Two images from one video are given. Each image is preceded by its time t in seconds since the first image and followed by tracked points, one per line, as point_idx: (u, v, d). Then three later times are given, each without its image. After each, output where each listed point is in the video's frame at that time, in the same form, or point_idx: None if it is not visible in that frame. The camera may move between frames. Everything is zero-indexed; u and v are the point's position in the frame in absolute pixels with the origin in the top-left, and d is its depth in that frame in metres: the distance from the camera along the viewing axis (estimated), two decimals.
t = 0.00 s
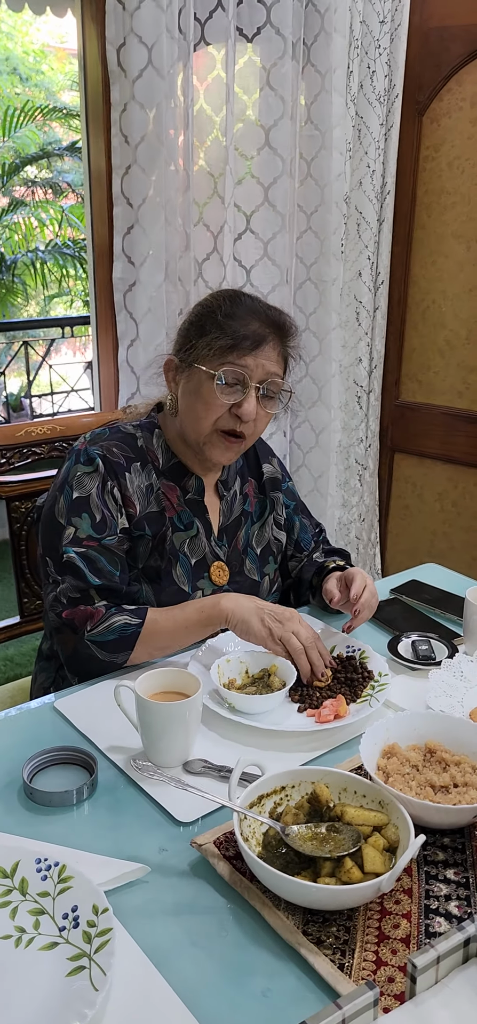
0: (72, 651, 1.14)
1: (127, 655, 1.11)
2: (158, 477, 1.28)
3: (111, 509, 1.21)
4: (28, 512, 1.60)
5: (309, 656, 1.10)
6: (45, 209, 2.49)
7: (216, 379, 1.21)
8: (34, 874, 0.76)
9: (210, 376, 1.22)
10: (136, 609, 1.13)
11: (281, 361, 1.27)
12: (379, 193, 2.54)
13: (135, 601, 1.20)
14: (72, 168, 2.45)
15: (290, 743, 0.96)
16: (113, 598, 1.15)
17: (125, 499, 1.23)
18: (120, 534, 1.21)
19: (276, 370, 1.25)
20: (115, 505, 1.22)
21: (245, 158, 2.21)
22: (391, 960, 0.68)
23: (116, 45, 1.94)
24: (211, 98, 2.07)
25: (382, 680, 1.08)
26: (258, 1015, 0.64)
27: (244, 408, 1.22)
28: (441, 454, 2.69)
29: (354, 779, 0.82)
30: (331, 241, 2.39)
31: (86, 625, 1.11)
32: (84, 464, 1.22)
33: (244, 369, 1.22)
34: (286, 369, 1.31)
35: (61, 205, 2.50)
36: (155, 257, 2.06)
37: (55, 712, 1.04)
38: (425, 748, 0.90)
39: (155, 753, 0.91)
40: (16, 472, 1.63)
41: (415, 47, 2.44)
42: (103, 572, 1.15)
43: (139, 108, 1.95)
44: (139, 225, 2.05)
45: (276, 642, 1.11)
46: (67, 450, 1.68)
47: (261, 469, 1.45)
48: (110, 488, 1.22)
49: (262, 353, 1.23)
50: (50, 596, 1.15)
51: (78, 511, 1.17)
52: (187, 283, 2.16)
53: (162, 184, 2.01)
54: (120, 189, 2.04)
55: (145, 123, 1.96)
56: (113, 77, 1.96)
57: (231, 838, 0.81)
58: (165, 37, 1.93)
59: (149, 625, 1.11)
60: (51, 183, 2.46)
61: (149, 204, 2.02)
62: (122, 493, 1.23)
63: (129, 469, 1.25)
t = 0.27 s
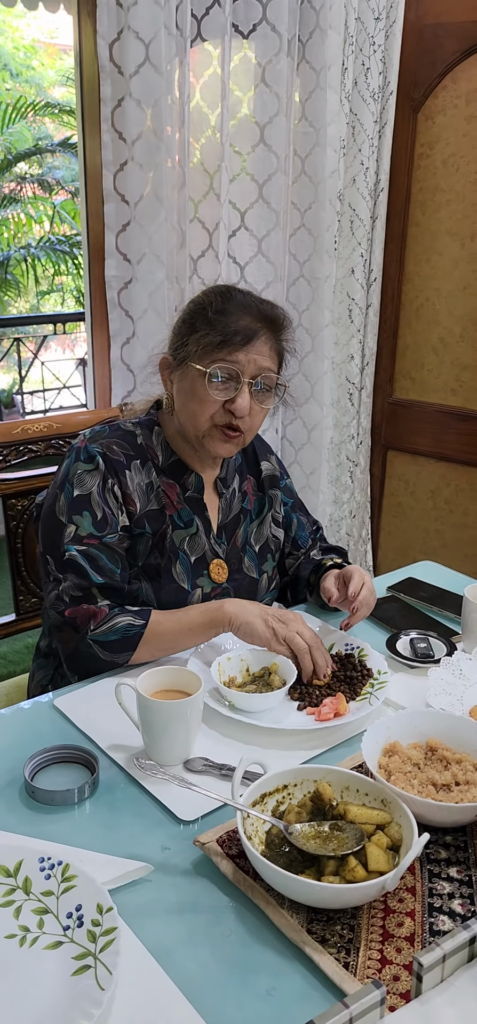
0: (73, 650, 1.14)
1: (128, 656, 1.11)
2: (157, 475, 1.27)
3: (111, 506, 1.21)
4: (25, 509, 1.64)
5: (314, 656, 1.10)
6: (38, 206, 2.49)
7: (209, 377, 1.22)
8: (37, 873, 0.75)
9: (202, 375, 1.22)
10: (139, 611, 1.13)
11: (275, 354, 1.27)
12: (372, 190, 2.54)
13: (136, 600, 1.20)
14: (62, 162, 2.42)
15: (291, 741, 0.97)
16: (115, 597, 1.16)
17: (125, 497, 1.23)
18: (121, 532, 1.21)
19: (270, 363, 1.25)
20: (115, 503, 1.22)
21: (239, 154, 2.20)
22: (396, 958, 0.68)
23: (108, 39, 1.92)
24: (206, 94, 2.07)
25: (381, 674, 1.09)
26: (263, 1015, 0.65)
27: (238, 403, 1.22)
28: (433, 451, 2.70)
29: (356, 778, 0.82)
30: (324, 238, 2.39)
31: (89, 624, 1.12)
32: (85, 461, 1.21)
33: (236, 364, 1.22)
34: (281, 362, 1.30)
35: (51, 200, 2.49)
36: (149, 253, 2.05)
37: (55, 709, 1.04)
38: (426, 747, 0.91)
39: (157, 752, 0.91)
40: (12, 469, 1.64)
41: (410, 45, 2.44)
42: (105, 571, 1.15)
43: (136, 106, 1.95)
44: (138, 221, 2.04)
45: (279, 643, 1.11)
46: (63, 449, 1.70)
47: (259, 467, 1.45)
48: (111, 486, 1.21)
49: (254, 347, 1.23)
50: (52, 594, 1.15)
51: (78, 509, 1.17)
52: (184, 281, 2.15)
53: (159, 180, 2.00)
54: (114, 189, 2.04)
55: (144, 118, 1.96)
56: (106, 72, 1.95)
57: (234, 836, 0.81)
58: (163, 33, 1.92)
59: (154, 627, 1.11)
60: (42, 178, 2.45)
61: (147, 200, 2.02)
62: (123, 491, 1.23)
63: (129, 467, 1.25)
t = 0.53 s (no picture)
0: (73, 648, 1.13)
1: (129, 655, 1.10)
2: (154, 472, 1.27)
3: (109, 503, 1.21)
4: (20, 506, 1.64)
5: (314, 655, 1.10)
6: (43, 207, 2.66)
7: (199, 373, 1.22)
8: (34, 871, 0.75)
9: (192, 371, 1.22)
10: (140, 608, 1.14)
11: (266, 347, 1.27)
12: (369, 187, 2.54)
13: (134, 598, 1.22)
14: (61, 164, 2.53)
15: (289, 739, 0.96)
16: (115, 593, 1.16)
17: (122, 494, 1.23)
18: (119, 529, 1.21)
19: (261, 357, 1.24)
20: (113, 500, 1.22)
21: (235, 151, 2.20)
22: (394, 955, 0.68)
23: (100, 34, 1.88)
24: (203, 90, 2.06)
25: (379, 672, 1.10)
26: (261, 1013, 0.64)
27: (228, 398, 1.22)
28: (430, 448, 2.70)
29: (354, 774, 0.82)
30: (320, 235, 2.39)
31: (91, 621, 1.12)
32: (81, 459, 1.21)
33: (226, 359, 1.22)
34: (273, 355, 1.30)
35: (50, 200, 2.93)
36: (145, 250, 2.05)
37: (52, 707, 1.04)
38: (424, 744, 0.91)
39: (154, 749, 0.91)
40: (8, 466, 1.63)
41: (407, 41, 2.43)
42: (103, 568, 1.15)
43: (130, 102, 1.93)
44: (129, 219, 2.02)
45: (285, 639, 1.11)
46: (60, 446, 1.69)
47: (257, 464, 1.45)
48: (108, 483, 1.21)
49: (244, 340, 1.23)
50: (52, 592, 1.15)
51: (76, 506, 1.17)
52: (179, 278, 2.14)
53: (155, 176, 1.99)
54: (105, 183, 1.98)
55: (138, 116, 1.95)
56: (96, 67, 1.90)
57: (232, 833, 0.81)
58: (158, 28, 1.91)
59: (157, 626, 1.11)
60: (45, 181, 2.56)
61: (140, 198, 2.01)
62: (119, 488, 1.23)
63: (126, 464, 1.25)
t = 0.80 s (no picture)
0: (77, 646, 1.13)
1: (134, 654, 1.10)
2: (153, 470, 1.27)
3: (109, 501, 1.21)
4: (21, 504, 1.67)
5: (318, 654, 1.11)
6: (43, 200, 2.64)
7: (194, 373, 1.22)
8: (34, 867, 0.76)
9: (188, 370, 1.22)
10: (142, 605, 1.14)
11: (262, 343, 1.27)
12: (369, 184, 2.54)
13: (136, 596, 1.22)
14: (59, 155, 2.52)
15: (288, 736, 0.97)
16: (118, 591, 1.16)
17: (121, 493, 1.23)
18: (119, 527, 1.22)
19: (257, 353, 1.24)
20: (112, 498, 1.22)
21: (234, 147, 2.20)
22: (392, 951, 0.68)
23: (94, 29, 1.84)
24: (202, 87, 2.06)
25: (379, 672, 1.09)
26: (259, 1009, 0.65)
27: (225, 397, 1.22)
28: (430, 445, 2.70)
29: (353, 772, 0.82)
30: (321, 232, 2.39)
31: (94, 619, 1.12)
32: (80, 457, 1.22)
33: (221, 357, 1.22)
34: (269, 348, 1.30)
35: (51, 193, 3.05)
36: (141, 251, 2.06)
37: (52, 705, 1.03)
38: (423, 740, 0.91)
39: (153, 746, 0.91)
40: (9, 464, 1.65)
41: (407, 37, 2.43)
42: (104, 566, 1.15)
43: (126, 99, 1.92)
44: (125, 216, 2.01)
45: (291, 637, 1.10)
46: (61, 443, 1.70)
47: (256, 462, 1.45)
48: (107, 481, 1.22)
49: (239, 337, 1.23)
50: (54, 591, 1.15)
51: (76, 504, 1.17)
52: (176, 274, 2.15)
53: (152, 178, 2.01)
54: (101, 181, 1.96)
55: (135, 114, 1.94)
56: (91, 62, 1.84)
57: (231, 830, 0.81)
58: (155, 25, 1.91)
59: (159, 624, 1.11)
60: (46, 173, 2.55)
61: (136, 195, 2.01)
62: (118, 486, 1.23)
63: (125, 462, 1.25)
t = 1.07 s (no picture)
0: (79, 644, 1.13)
1: (136, 652, 1.10)
2: (156, 467, 1.27)
3: (112, 498, 1.21)
4: (24, 499, 1.69)
5: (322, 651, 1.11)
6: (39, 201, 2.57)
7: (215, 377, 1.20)
8: (38, 865, 0.75)
9: (207, 374, 1.21)
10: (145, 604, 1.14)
11: (275, 341, 1.26)
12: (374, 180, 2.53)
13: (139, 595, 1.22)
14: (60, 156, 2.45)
15: (293, 735, 0.96)
16: (120, 589, 1.17)
17: (124, 490, 1.23)
18: (121, 525, 1.21)
19: (273, 353, 1.24)
20: (115, 495, 1.21)
21: (236, 142, 2.19)
22: (397, 951, 0.67)
23: (97, 23, 1.83)
24: (204, 82, 2.05)
25: (383, 667, 1.09)
26: (264, 1009, 0.64)
27: (246, 401, 1.22)
28: (433, 442, 2.69)
29: (358, 771, 0.82)
30: (325, 228, 2.38)
31: (97, 618, 1.11)
32: (83, 454, 1.21)
33: (242, 362, 1.20)
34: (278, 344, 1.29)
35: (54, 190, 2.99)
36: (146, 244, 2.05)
37: (56, 703, 1.03)
38: (428, 739, 0.90)
39: (157, 744, 0.91)
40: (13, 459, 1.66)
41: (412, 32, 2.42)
42: (107, 565, 1.15)
43: (128, 94, 1.91)
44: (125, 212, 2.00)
45: (297, 635, 1.11)
46: (63, 439, 1.69)
47: (260, 458, 1.44)
48: (110, 479, 1.21)
49: (255, 338, 1.22)
50: (57, 589, 1.15)
51: (79, 502, 1.17)
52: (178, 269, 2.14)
53: (153, 170, 1.99)
54: (101, 176, 1.94)
55: (137, 108, 1.93)
56: (93, 56, 1.84)
57: (236, 829, 0.81)
58: (158, 20, 1.90)
59: (162, 623, 1.11)
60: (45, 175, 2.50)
61: (137, 190, 2.00)
62: (121, 484, 1.22)
63: (128, 460, 1.24)
